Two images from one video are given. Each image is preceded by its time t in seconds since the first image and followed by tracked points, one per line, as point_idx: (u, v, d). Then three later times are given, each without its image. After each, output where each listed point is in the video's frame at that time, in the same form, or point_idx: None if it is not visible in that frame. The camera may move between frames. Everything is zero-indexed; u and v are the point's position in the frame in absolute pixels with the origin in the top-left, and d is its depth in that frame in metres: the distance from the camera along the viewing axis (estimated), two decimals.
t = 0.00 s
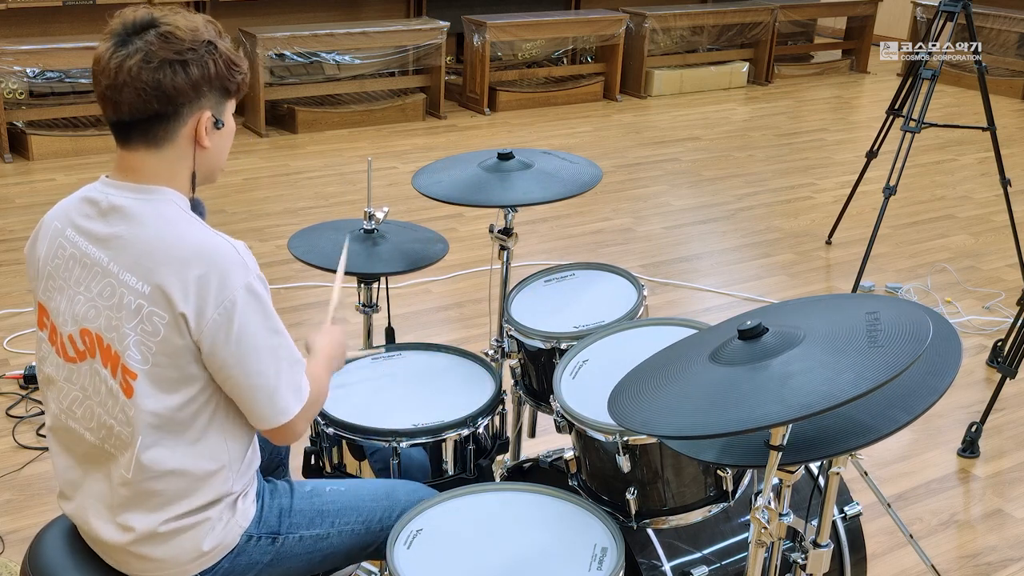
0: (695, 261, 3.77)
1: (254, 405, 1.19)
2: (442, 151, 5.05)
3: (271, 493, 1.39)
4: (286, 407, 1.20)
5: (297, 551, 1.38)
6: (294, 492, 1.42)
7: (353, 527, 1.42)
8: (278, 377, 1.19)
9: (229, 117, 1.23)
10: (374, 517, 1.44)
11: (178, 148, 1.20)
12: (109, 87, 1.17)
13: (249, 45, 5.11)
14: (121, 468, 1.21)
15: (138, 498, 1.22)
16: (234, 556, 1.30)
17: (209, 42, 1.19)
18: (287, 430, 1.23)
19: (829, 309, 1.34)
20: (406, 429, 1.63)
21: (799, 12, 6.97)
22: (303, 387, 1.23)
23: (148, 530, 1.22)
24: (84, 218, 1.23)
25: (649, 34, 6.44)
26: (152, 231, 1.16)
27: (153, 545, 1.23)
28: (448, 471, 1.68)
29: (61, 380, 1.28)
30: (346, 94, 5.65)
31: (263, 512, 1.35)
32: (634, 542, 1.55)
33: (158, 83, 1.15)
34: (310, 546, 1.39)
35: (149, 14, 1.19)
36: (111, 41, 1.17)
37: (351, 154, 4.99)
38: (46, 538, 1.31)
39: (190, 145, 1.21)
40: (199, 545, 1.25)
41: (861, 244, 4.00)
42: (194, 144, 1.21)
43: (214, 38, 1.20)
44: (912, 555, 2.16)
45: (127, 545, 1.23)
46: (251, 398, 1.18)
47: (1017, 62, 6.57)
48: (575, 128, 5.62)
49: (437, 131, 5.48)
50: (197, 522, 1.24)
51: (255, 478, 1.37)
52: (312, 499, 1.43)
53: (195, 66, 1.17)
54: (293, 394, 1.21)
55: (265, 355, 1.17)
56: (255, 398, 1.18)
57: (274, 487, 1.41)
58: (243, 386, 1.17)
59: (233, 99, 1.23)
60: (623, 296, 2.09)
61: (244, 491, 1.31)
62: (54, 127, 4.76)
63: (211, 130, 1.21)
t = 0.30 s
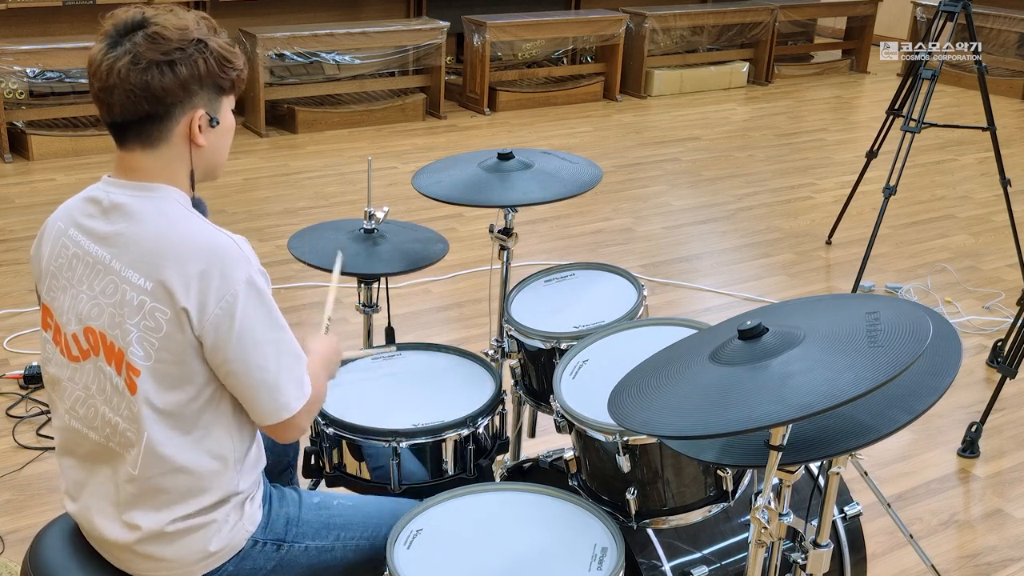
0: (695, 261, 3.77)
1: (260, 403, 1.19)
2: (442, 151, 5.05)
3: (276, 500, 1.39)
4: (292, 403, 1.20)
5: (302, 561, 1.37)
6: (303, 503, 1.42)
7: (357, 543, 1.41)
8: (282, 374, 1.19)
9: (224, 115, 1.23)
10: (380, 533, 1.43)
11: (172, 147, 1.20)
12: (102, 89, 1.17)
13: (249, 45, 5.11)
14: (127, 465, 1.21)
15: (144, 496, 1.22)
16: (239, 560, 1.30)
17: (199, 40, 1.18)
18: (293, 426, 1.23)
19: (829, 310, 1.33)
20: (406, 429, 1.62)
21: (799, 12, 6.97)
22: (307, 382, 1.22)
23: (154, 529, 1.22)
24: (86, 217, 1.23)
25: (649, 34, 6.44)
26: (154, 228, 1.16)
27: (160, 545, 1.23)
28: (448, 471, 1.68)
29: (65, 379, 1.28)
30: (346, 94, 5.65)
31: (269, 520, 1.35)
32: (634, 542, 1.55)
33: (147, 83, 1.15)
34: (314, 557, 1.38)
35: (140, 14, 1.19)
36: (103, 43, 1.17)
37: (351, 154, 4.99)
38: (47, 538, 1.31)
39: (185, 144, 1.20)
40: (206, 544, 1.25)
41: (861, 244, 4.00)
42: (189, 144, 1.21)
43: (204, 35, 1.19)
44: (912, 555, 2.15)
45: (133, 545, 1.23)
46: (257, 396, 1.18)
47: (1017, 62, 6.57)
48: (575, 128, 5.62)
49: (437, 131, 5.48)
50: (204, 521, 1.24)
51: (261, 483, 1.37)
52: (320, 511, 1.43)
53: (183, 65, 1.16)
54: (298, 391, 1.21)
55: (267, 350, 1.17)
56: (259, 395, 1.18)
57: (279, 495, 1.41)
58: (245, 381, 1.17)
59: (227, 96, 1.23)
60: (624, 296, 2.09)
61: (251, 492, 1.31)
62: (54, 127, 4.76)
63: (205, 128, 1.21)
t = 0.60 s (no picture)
0: (695, 261, 3.77)
1: (249, 408, 1.18)
2: (442, 151, 5.05)
3: (274, 500, 1.38)
4: (282, 409, 1.20)
5: (299, 562, 1.37)
6: (301, 504, 1.42)
7: (357, 543, 1.41)
8: (272, 380, 1.18)
9: (233, 123, 1.23)
10: (378, 534, 1.44)
11: (177, 149, 1.19)
12: (112, 85, 1.17)
13: (249, 45, 5.11)
14: (122, 466, 1.21)
15: (140, 497, 1.22)
16: (236, 561, 1.30)
17: (213, 46, 1.19)
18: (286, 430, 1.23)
19: (829, 309, 1.33)
20: (406, 429, 1.63)
21: (799, 12, 6.97)
22: (298, 388, 1.22)
23: (150, 530, 1.22)
24: (86, 217, 1.23)
25: (649, 34, 6.44)
26: (149, 229, 1.16)
27: (156, 547, 1.23)
28: (448, 471, 1.68)
29: (66, 377, 1.29)
30: (346, 94, 5.65)
31: (266, 519, 1.34)
32: (634, 542, 1.55)
33: (155, 83, 1.15)
34: (313, 558, 1.38)
35: (158, 16, 1.19)
36: (117, 41, 1.18)
37: (351, 154, 4.99)
38: (47, 538, 1.31)
39: (190, 148, 1.20)
40: (202, 546, 1.25)
41: (861, 244, 4.00)
42: (194, 148, 1.21)
43: (219, 42, 1.20)
44: (912, 555, 2.15)
45: (129, 546, 1.23)
46: (246, 401, 1.18)
47: (1017, 62, 6.57)
48: (575, 128, 5.62)
49: (437, 131, 5.48)
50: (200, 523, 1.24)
51: (257, 483, 1.36)
52: (319, 512, 1.43)
53: (194, 68, 1.16)
54: (288, 398, 1.20)
55: (256, 354, 1.16)
56: (249, 401, 1.17)
57: (278, 495, 1.41)
58: (236, 385, 1.16)
59: (237, 105, 1.23)
60: (624, 296, 2.09)
61: (247, 493, 1.31)
62: (54, 127, 4.76)
63: (212, 133, 1.20)
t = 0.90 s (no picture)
0: (695, 261, 3.77)
1: (241, 413, 1.17)
2: (442, 151, 5.05)
3: (272, 501, 1.39)
4: (273, 417, 1.19)
5: (297, 562, 1.37)
6: (298, 504, 1.42)
7: (355, 543, 1.42)
8: (266, 385, 1.17)
9: (238, 122, 1.23)
10: (375, 529, 1.44)
11: (182, 149, 1.19)
12: (118, 84, 1.17)
13: (249, 45, 5.11)
14: (119, 465, 1.21)
15: (137, 497, 1.22)
16: (234, 562, 1.30)
17: (220, 47, 1.19)
18: (266, 444, 1.21)
19: (829, 309, 1.33)
20: (406, 429, 1.62)
21: (799, 12, 6.97)
22: (291, 398, 1.21)
23: (147, 531, 1.22)
24: (89, 213, 1.23)
25: (649, 34, 6.44)
26: (151, 226, 1.16)
27: (153, 548, 1.23)
28: (448, 471, 1.68)
29: (66, 374, 1.29)
30: (346, 94, 5.65)
31: (264, 520, 1.35)
32: (634, 542, 1.55)
33: (163, 83, 1.15)
34: (310, 559, 1.38)
35: (166, 15, 1.19)
36: (124, 40, 1.17)
37: (351, 154, 4.99)
38: (47, 538, 1.31)
39: (195, 147, 1.20)
40: (198, 547, 1.25)
41: (861, 244, 4.00)
42: (199, 147, 1.21)
43: (226, 42, 1.20)
44: (912, 555, 2.15)
45: (126, 547, 1.23)
46: (239, 404, 1.17)
47: (1017, 62, 6.57)
48: (575, 128, 5.62)
49: (437, 131, 5.48)
50: (197, 525, 1.24)
51: (255, 483, 1.36)
52: (315, 512, 1.43)
53: (202, 68, 1.16)
54: (281, 404, 1.19)
55: (254, 357, 1.16)
56: (243, 404, 1.17)
57: (276, 496, 1.41)
58: (231, 388, 1.16)
59: (242, 105, 1.23)
60: (624, 296, 2.09)
61: (245, 494, 1.31)
62: (54, 127, 4.77)
63: (217, 133, 1.20)
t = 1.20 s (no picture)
0: (695, 261, 3.77)
1: (250, 412, 1.19)
2: (442, 151, 5.05)
3: (274, 503, 1.39)
4: (288, 409, 1.20)
5: (298, 562, 1.37)
6: (299, 504, 1.42)
7: (356, 543, 1.42)
8: (274, 382, 1.18)
9: (236, 122, 1.23)
10: (376, 533, 1.44)
11: (181, 149, 1.19)
12: (116, 85, 1.17)
13: (249, 45, 5.11)
14: (121, 468, 1.21)
15: (139, 499, 1.22)
16: (234, 565, 1.30)
17: (217, 46, 1.18)
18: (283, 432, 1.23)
19: (830, 309, 1.33)
20: (406, 429, 1.62)
21: (799, 12, 6.97)
22: (300, 387, 1.22)
23: (148, 533, 1.22)
24: (89, 217, 1.23)
25: (649, 34, 6.44)
26: (153, 229, 1.16)
27: (154, 550, 1.23)
28: (448, 471, 1.68)
29: (67, 378, 1.29)
30: (346, 94, 5.65)
31: (265, 522, 1.35)
32: (634, 543, 1.55)
33: (161, 83, 1.15)
34: (311, 559, 1.38)
35: (161, 16, 1.19)
36: (121, 40, 1.17)
37: (351, 154, 4.99)
38: (47, 538, 1.31)
39: (194, 147, 1.20)
40: (199, 550, 1.25)
41: (861, 244, 4.00)
42: (198, 147, 1.20)
43: (223, 41, 1.19)
44: (912, 555, 2.15)
45: (128, 549, 1.23)
46: (248, 402, 1.18)
47: (1017, 62, 6.57)
48: (575, 128, 5.62)
49: (437, 131, 5.47)
50: (199, 527, 1.24)
51: (257, 486, 1.36)
52: (316, 512, 1.43)
53: (199, 68, 1.16)
54: (291, 395, 1.21)
55: (258, 357, 1.16)
56: (252, 402, 1.18)
57: (277, 497, 1.41)
58: (240, 386, 1.17)
59: (240, 104, 1.22)
60: (624, 296, 2.09)
61: (246, 496, 1.31)
62: (54, 127, 4.77)
63: (215, 133, 1.20)
